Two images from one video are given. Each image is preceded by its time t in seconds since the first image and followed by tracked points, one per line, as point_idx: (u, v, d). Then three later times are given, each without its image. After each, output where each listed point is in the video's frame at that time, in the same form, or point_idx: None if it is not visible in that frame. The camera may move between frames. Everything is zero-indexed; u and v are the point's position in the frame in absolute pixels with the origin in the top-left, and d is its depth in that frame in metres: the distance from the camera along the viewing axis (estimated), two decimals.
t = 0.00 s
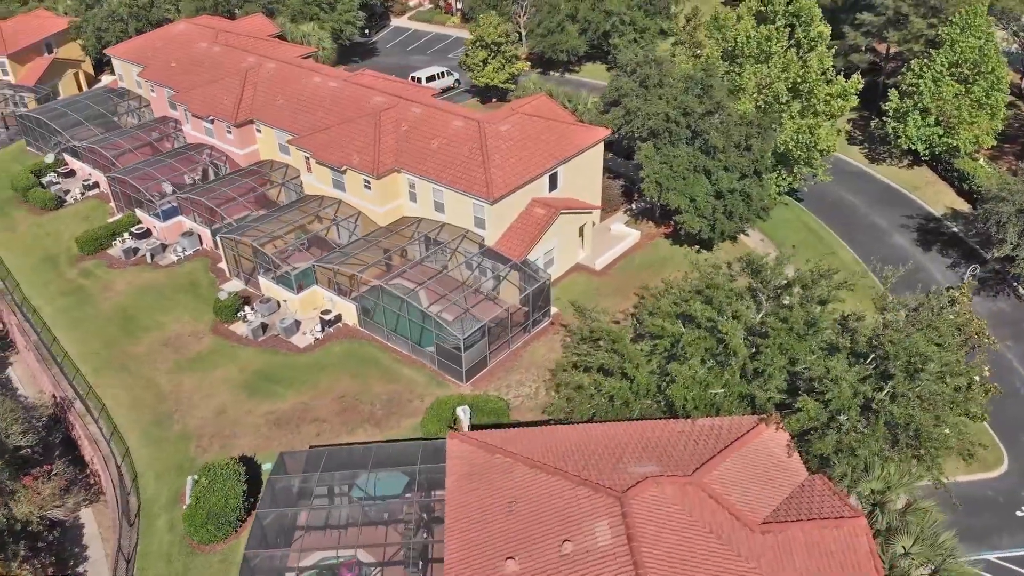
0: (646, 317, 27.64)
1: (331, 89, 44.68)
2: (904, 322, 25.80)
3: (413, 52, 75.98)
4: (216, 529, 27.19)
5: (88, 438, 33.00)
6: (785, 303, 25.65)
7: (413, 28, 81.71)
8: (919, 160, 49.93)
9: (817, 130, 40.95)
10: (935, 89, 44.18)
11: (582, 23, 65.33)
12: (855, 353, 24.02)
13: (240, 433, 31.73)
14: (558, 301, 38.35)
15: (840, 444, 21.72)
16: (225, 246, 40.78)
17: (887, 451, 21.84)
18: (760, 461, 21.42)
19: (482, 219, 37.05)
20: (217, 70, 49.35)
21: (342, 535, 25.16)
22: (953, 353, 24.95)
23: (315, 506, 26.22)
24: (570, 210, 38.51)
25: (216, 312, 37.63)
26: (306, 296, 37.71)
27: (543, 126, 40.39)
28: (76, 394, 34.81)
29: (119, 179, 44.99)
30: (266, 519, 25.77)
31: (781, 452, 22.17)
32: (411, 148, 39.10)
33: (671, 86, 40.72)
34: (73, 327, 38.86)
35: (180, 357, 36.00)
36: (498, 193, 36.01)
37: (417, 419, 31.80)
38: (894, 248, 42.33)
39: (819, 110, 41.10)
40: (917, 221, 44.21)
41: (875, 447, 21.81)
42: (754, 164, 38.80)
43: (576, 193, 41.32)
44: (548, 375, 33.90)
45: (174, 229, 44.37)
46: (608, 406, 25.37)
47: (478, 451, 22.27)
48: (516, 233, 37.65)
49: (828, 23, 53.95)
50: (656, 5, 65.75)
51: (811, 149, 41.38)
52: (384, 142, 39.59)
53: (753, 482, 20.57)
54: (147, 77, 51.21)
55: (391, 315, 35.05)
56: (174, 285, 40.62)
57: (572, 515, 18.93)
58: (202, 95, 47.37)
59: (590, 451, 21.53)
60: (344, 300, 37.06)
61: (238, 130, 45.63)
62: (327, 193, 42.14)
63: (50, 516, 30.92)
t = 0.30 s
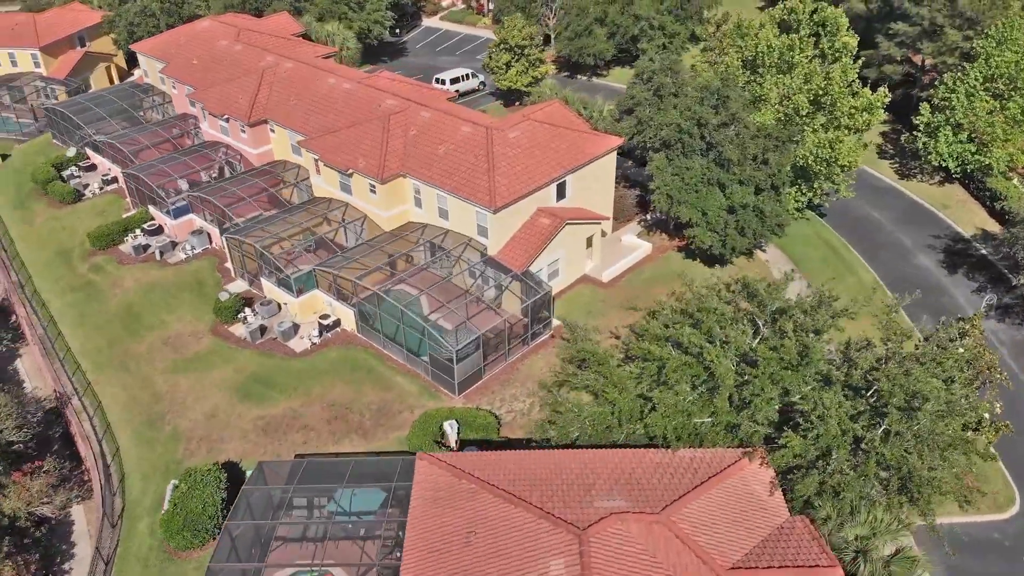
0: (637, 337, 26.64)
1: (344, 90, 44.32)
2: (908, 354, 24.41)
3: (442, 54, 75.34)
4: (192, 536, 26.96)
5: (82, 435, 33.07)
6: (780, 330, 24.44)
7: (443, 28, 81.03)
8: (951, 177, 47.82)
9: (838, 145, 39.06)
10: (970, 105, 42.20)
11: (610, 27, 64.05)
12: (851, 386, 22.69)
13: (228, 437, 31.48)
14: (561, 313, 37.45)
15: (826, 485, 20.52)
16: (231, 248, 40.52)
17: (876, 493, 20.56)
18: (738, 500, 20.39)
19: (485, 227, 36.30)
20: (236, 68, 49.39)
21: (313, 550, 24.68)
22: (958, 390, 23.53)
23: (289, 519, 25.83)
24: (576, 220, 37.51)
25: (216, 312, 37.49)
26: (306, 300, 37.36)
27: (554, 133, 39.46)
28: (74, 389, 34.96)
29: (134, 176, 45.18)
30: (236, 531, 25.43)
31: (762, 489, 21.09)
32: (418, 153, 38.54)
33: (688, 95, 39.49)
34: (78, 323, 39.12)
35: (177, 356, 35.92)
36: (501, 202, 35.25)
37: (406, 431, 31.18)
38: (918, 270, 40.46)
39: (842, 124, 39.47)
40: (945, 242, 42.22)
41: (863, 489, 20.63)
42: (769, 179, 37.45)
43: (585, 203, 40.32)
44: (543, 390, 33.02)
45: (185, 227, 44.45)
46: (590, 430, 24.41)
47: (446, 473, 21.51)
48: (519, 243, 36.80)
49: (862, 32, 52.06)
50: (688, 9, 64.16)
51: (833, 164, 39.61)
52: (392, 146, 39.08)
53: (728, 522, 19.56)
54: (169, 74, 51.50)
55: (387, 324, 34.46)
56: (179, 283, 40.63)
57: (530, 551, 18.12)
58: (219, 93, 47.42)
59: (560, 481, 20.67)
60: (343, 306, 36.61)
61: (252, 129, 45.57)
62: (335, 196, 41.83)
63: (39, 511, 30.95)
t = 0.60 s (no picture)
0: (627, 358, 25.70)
1: (358, 91, 44.01)
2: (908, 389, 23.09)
3: (471, 55, 74.58)
4: (170, 541, 26.77)
5: (76, 431, 33.26)
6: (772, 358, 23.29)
7: (475, 28, 80.28)
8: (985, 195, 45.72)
9: (859, 160, 37.42)
10: (1003, 123, 40.11)
11: (639, 30, 62.70)
12: (841, 422, 21.54)
13: (217, 441, 31.38)
14: (563, 326, 36.61)
15: (805, 528, 19.29)
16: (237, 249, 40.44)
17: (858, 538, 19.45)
18: (708, 540, 19.56)
19: (487, 235, 35.65)
20: (255, 66, 49.41)
21: (283, 563, 24.36)
22: (960, 430, 22.12)
23: (260, 530, 25.58)
24: (582, 230, 36.63)
25: (217, 313, 37.42)
26: (306, 303, 37.14)
27: (564, 142, 38.58)
28: (75, 385, 35.24)
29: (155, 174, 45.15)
30: (205, 541, 25.26)
31: (736, 528, 20.22)
32: (425, 158, 38.03)
33: (703, 105, 38.26)
34: (85, 317, 39.49)
35: (176, 355, 35.98)
36: (504, 210, 34.57)
37: (393, 442, 30.60)
38: (942, 293, 38.77)
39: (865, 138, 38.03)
40: (972, 263, 40.42)
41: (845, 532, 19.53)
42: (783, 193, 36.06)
43: (594, 213, 39.42)
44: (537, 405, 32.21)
45: (197, 224, 44.60)
46: (569, 454, 23.56)
47: (411, 494, 20.86)
48: (521, 253, 36.05)
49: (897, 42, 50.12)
50: (720, 14, 62.49)
51: (853, 181, 37.99)
52: (399, 150, 38.62)
53: (694, 564, 18.77)
54: (191, 70, 51.79)
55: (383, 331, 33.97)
56: (185, 281, 40.75)
57: None
58: (236, 91, 47.39)
59: (524, 509, 19.93)
60: (342, 310, 36.29)
61: (266, 129, 45.52)
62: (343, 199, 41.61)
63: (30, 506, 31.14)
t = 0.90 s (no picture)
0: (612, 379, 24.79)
1: (372, 93, 43.64)
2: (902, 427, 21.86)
3: (500, 56, 73.65)
4: (146, 543, 26.67)
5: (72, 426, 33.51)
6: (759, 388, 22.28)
7: (506, 29, 79.38)
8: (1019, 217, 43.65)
9: (878, 177, 35.56)
10: None
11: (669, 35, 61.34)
12: (827, 458, 20.51)
13: (206, 442, 31.32)
14: (564, 338, 35.78)
15: (774, 572, 18.62)
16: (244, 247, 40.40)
17: None
18: None
19: (488, 243, 35.01)
20: (275, 65, 49.41)
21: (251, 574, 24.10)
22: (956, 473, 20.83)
23: (232, 539, 25.34)
24: (586, 240, 35.76)
25: (219, 312, 37.39)
26: (307, 305, 36.88)
27: (573, 150, 37.66)
28: (75, 379, 35.54)
29: (172, 170, 45.63)
30: (175, 548, 25.06)
31: (704, 566, 19.41)
32: (431, 163, 37.53)
33: (718, 115, 37.04)
34: (92, 312, 39.90)
35: (175, 353, 36.05)
36: (505, 219, 33.86)
37: (379, 452, 30.11)
38: (964, 318, 37.01)
39: (887, 153, 36.32)
40: (999, 288, 38.57)
41: None
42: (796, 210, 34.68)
43: (603, 223, 38.45)
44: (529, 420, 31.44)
45: (209, 222, 44.77)
46: (542, 478, 22.70)
47: (370, 515, 20.39)
48: (523, 262, 35.32)
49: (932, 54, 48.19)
50: (753, 20, 60.83)
51: (873, 199, 36.33)
52: (406, 153, 38.13)
53: None
54: (213, 67, 52.01)
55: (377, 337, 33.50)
56: (192, 278, 40.88)
57: None
58: (252, 89, 47.31)
59: (483, 539, 19.42)
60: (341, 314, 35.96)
61: (281, 128, 45.47)
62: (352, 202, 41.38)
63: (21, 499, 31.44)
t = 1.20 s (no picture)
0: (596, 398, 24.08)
1: (383, 94, 43.29)
2: (891, 462, 20.82)
3: (525, 59, 72.67)
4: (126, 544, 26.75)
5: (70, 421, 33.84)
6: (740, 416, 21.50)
7: (534, 31, 78.46)
8: None
9: (894, 195, 34.18)
10: None
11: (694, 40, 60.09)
12: (806, 494, 19.58)
13: (196, 443, 31.35)
14: (563, 350, 35.11)
15: None
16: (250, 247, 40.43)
17: None
18: None
19: (488, 251, 34.46)
20: (292, 64, 49.37)
21: None
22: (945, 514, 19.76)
23: (206, 544, 25.31)
24: (590, 251, 35.05)
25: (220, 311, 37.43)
26: (307, 307, 36.60)
27: (579, 158, 36.91)
28: (77, 374, 35.91)
29: (187, 168, 45.91)
30: (148, 552, 25.21)
31: None
32: (436, 168, 37.10)
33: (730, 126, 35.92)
34: (99, 306, 40.29)
35: (175, 351, 36.22)
36: (505, 227, 33.27)
37: (365, 460, 29.77)
38: (982, 343, 35.57)
39: (905, 169, 34.89)
40: (1021, 311, 37.00)
41: None
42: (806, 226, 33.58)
43: (609, 233, 37.61)
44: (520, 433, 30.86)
45: (220, 220, 44.89)
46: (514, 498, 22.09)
47: (330, 533, 20.10)
48: (523, 271, 34.71)
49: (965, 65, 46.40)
50: (782, 26, 59.27)
51: (890, 216, 34.94)
52: (411, 157, 37.73)
53: None
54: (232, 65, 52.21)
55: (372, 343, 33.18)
56: (198, 276, 41.04)
57: None
58: (268, 88, 47.33)
59: (441, 563, 19.14)
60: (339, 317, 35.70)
61: (293, 128, 45.42)
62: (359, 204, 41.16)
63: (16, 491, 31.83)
